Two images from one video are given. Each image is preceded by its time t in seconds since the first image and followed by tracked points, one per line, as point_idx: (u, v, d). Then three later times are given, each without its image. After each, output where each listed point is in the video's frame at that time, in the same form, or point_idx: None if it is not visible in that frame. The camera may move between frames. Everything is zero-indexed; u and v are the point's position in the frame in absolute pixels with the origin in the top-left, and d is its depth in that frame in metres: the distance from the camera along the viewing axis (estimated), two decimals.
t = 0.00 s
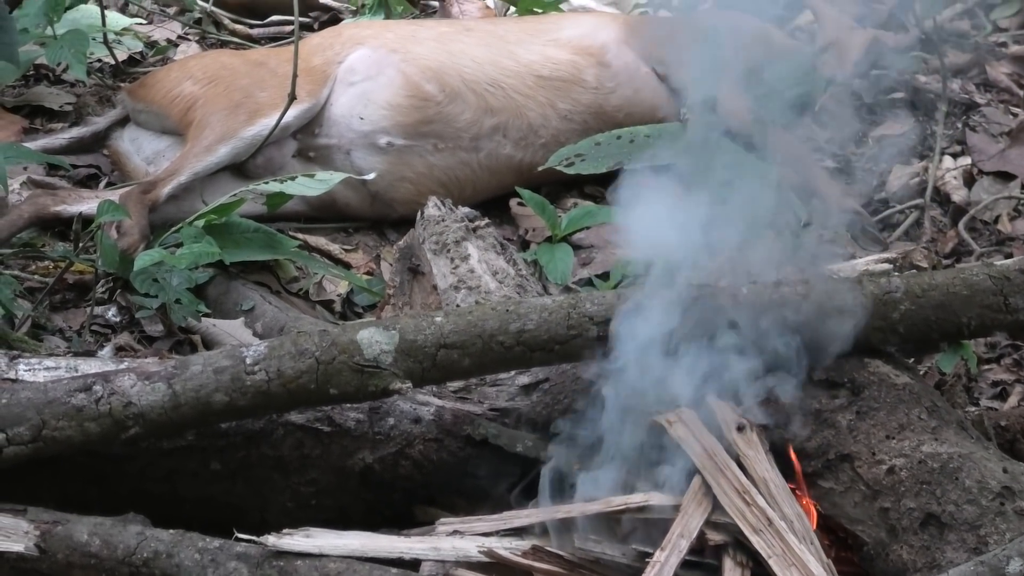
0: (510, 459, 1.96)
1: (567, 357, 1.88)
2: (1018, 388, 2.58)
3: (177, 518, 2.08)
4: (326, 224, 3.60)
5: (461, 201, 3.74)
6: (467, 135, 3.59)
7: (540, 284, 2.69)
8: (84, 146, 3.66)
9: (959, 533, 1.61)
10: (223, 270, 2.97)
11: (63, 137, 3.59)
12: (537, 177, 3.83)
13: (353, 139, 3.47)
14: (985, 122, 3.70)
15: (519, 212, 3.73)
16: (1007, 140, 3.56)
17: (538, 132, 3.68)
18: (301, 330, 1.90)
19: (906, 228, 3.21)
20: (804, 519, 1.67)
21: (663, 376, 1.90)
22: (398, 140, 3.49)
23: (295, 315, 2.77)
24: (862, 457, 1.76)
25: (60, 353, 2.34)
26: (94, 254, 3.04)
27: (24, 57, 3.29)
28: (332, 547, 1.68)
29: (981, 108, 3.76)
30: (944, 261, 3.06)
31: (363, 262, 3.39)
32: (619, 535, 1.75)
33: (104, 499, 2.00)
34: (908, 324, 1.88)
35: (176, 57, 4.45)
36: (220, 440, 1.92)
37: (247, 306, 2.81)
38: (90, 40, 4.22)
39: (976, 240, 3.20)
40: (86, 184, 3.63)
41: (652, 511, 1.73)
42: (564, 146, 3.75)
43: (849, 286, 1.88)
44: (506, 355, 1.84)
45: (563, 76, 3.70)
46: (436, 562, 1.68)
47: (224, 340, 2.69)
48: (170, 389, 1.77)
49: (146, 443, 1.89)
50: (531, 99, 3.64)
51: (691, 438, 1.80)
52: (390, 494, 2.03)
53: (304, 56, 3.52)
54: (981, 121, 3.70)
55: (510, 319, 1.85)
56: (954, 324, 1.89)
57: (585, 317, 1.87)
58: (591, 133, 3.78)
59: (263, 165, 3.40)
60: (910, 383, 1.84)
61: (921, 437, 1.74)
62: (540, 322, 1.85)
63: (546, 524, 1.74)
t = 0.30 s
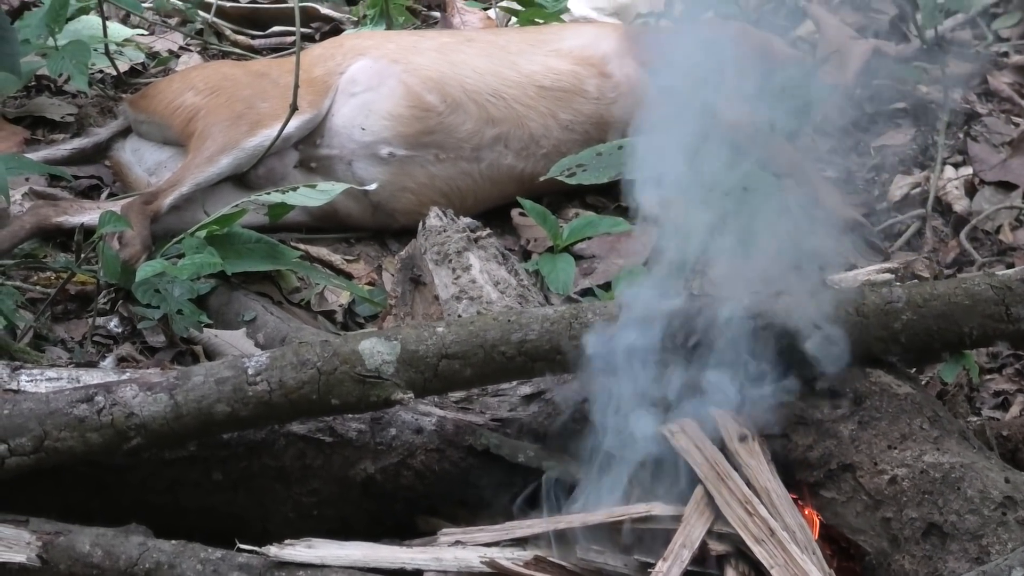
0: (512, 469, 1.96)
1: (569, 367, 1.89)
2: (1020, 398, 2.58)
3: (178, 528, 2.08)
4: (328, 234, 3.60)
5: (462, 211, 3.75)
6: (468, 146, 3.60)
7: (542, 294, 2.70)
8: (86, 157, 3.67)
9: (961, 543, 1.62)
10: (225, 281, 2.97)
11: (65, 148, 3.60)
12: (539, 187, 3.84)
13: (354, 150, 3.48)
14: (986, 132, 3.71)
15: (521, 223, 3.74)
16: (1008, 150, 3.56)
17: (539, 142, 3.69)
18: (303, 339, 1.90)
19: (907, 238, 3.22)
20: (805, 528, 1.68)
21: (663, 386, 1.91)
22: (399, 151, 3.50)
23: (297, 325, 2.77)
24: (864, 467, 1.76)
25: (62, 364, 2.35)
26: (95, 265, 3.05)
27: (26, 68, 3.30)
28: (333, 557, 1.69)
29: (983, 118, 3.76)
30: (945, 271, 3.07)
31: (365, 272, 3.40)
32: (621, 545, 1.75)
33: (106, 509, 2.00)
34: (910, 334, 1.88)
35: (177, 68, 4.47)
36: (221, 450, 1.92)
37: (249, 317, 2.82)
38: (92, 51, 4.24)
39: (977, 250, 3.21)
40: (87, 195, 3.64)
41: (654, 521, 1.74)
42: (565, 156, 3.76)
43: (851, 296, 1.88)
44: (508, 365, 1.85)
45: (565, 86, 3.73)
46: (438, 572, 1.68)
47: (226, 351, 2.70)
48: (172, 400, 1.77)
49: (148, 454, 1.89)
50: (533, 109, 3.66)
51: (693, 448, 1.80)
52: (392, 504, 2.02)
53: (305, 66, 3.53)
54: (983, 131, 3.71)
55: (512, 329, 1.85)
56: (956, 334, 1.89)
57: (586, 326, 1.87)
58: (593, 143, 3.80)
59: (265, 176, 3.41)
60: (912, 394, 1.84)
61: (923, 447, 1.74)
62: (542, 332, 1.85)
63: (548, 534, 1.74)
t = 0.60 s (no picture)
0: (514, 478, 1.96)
1: (571, 376, 1.89)
2: (1022, 407, 2.58)
3: (180, 538, 2.08)
4: (330, 243, 3.61)
5: (464, 220, 3.76)
6: (470, 155, 3.62)
7: (543, 303, 2.70)
8: (88, 167, 3.69)
9: (963, 551, 1.61)
10: (227, 290, 2.98)
11: (67, 157, 3.61)
12: (540, 197, 3.85)
13: (356, 159, 3.50)
14: (988, 141, 3.71)
15: (522, 232, 3.75)
16: (1010, 159, 3.56)
17: (540, 151, 3.71)
18: (305, 349, 1.90)
19: (909, 246, 3.22)
20: (807, 537, 1.68)
21: (664, 394, 1.91)
22: (401, 160, 3.51)
23: (299, 335, 2.78)
24: (866, 476, 1.77)
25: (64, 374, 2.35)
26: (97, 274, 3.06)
27: (28, 78, 3.32)
28: (336, 566, 1.68)
29: (984, 127, 3.76)
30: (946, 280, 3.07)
31: (367, 281, 3.40)
32: (623, 554, 1.75)
33: (108, 519, 2.00)
34: (912, 342, 1.89)
35: (179, 78, 4.49)
36: (223, 459, 1.92)
37: (251, 326, 2.82)
38: (94, 61, 4.26)
39: (979, 259, 3.21)
40: (89, 205, 3.65)
41: (656, 530, 1.74)
42: (566, 165, 3.77)
43: (853, 305, 1.89)
44: (510, 374, 1.85)
45: (567, 95, 3.74)
46: None
47: (229, 360, 2.72)
48: (174, 409, 1.77)
49: (150, 464, 1.89)
50: (535, 118, 3.67)
51: (695, 456, 1.80)
52: (394, 514, 2.02)
53: (308, 76, 3.54)
54: (984, 140, 3.71)
55: (514, 338, 1.86)
56: (958, 343, 1.89)
57: (588, 335, 1.87)
58: (595, 153, 3.81)
59: (267, 186, 3.42)
60: (914, 403, 1.84)
61: (925, 456, 1.74)
62: (544, 341, 1.86)
63: (550, 544, 1.73)
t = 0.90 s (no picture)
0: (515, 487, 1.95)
1: (572, 385, 1.89)
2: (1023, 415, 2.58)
3: (181, 547, 2.08)
4: (331, 252, 3.62)
5: (465, 229, 3.77)
6: (471, 164, 3.62)
7: (545, 312, 2.71)
8: (88, 176, 3.69)
9: (964, 559, 1.61)
10: (228, 300, 2.99)
11: (67, 167, 3.62)
12: (541, 205, 3.86)
13: (357, 168, 3.51)
14: (989, 149, 3.71)
15: (523, 240, 3.76)
16: (1011, 167, 3.55)
17: (541, 160, 3.72)
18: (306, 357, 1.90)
19: (910, 254, 3.23)
20: (809, 546, 1.68)
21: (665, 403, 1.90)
22: (402, 169, 3.52)
23: (300, 344, 2.78)
24: (867, 485, 1.77)
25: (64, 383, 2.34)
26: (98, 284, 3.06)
27: (29, 88, 3.33)
28: None
29: (985, 135, 3.76)
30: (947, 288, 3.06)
31: (368, 290, 3.41)
32: (625, 563, 1.75)
33: (109, 528, 2.00)
34: (913, 350, 1.89)
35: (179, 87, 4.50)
36: (224, 469, 1.92)
37: (252, 335, 2.83)
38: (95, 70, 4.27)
39: (980, 267, 3.19)
40: (89, 215, 3.65)
41: (657, 539, 1.74)
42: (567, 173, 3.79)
43: (854, 313, 1.89)
44: (511, 383, 1.85)
45: (567, 104, 3.75)
46: None
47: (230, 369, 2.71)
48: (175, 419, 1.77)
49: (151, 473, 1.89)
50: (536, 126, 3.68)
51: (698, 467, 1.81)
52: (394, 522, 2.02)
53: (309, 85, 3.56)
54: (985, 148, 3.70)
55: (515, 346, 1.86)
56: (958, 351, 1.89)
57: (589, 343, 1.87)
58: (596, 161, 3.82)
59: (268, 195, 3.43)
60: (915, 411, 1.84)
61: (927, 464, 1.74)
62: (545, 349, 1.86)
63: (552, 552, 1.74)
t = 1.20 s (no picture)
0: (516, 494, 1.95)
1: (573, 393, 1.89)
2: None
3: (183, 554, 2.08)
4: (332, 259, 3.62)
5: (465, 236, 3.78)
6: (472, 171, 3.63)
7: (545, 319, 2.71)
8: (90, 184, 3.70)
9: (965, 566, 1.62)
10: (229, 307, 2.99)
11: (68, 175, 3.63)
12: (541, 212, 3.87)
13: (358, 176, 3.51)
14: (990, 156, 3.70)
15: (524, 248, 3.77)
16: (1011, 174, 3.52)
17: (542, 168, 3.73)
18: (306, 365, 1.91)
19: (911, 261, 3.24)
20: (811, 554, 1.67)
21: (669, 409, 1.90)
22: (403, 176, 3.52)
23: (300, 351, 2.78)
24: (868, 491, 1.77)
25: (65, 391, 2.34)
26: (98, 291, 3.06)
27: (30, 96, 3.34)
28: None
29: (985, 142, 3.76)
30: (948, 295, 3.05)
31: (369, 297, 3.41)
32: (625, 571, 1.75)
33: (111, 536, 2.00)
34: (914, 357, 1.89)
35: (180, 95, 4.51)
36: (225, 476, 1.92)
37: (253, 343, 2.83)
38: (96, 78, 4.29)
39: (981, 274, 3.17)
40: (90, 222, 3.66)
41: (657, 546, 1.74)
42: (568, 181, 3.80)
43: (855, 320, 1.90)
44: (512, 390, 1.85)
45: (568, 111, 3.75)
46: None
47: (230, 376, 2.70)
48: (176, 427, 1.77)
49: (152, 480, 1.89)
50: (537, 134, 3.69)
51: (698, 473, 1.79)
52: (396, 530, 2.02)
53: (309, 93, 3.56)
54: (986, 155, 3.69)
55: (516, 354, 1.86)
56: (959, 358, 1.90)
57: (590, 351, 1.88)
58: (596, 168, 3.83)
59: (268, 203, 3.44)
60: (916, 417, 1.86)
61: (927, 471, 1.75)
62: (546, 357, 1.86)
63: (552, 559, 1.74)
